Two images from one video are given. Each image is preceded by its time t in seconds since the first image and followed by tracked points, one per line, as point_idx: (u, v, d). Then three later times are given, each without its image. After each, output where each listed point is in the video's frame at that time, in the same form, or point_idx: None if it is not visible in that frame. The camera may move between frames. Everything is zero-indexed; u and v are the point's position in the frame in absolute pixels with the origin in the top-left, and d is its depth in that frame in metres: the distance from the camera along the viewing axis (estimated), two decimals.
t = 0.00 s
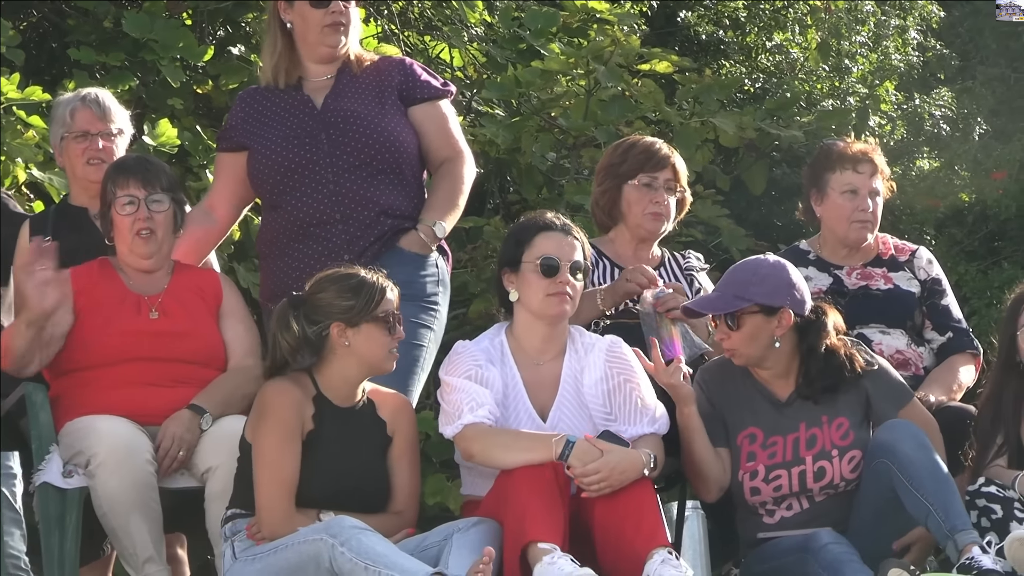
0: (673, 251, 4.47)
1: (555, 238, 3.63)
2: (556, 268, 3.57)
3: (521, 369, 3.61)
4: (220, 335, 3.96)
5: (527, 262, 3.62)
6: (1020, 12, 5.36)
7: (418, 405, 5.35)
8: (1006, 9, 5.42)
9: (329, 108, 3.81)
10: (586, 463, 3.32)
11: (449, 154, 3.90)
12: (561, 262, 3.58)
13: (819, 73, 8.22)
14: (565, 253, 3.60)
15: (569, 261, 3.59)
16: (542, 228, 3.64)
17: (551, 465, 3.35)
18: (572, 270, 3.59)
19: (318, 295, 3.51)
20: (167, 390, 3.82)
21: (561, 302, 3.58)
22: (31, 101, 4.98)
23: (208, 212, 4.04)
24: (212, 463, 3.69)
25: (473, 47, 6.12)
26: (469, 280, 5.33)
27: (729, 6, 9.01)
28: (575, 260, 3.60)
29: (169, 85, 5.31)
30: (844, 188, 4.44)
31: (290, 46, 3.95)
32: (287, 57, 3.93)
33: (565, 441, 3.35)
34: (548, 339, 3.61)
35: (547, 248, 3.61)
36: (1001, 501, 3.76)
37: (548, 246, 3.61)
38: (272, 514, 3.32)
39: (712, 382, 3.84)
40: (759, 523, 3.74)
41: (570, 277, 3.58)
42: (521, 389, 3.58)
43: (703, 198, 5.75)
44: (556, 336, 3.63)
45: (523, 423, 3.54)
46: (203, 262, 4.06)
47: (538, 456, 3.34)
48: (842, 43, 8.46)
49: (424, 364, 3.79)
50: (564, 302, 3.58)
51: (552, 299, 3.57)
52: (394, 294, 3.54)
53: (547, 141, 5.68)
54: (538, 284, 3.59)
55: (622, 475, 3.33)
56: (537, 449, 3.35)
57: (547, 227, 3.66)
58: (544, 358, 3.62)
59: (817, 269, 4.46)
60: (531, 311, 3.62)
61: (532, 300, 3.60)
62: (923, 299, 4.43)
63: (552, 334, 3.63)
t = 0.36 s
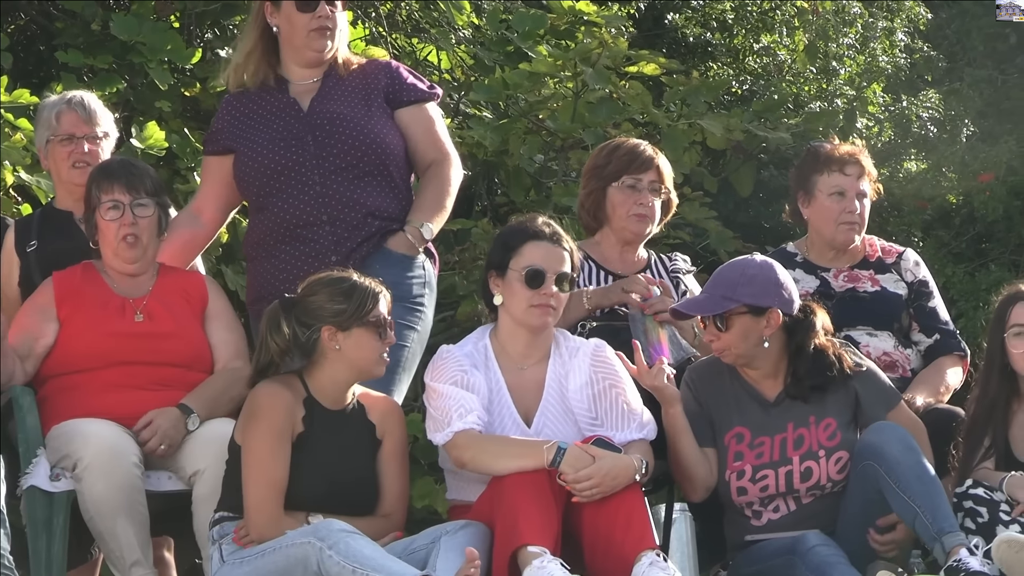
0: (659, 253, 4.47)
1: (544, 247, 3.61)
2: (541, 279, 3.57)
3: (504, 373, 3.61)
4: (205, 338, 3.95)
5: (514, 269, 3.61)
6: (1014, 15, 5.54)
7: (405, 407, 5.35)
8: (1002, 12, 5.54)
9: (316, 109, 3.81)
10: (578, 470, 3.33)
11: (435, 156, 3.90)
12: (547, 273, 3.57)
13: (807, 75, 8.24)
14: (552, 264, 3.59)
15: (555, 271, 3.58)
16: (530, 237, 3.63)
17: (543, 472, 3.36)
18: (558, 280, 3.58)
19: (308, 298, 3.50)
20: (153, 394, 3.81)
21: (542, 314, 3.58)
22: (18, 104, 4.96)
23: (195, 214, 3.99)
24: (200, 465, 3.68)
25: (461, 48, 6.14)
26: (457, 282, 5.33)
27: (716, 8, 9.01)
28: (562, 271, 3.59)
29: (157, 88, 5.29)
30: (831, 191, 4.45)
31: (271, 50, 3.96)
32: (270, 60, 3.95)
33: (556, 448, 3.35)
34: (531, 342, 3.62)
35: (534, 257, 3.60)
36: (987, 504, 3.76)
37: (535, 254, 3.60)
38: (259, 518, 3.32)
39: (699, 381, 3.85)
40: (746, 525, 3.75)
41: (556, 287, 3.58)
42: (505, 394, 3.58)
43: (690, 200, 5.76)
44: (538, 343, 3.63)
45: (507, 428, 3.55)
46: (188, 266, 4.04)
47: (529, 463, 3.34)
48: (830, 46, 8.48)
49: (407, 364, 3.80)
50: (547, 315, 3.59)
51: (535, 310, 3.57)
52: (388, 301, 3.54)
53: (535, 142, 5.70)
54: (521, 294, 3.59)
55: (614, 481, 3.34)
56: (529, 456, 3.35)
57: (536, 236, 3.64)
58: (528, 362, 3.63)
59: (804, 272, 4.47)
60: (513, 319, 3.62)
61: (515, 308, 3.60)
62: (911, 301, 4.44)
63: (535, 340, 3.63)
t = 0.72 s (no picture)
0: (644, 259, 4.49)
1: (526, 253, 3.60)
2: (522, 285, 3.56)
3: (492, 378, 3.61)
4: (192, 344, 3.94)
5: (497, 277, 3.61)
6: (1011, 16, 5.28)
7: (393, 412, 5.35)
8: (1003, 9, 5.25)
9: (302, 116, 3.80)
10: (571, 476, 3.33)
11: (421, 161, 3.89)
12: (529, 278, 3.57)
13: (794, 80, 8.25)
14: (534, 270, 3.58)
15: (537, 277, 3.57)
16: (512, 244, 3.62)
17: (538, 478, 3.36)
18: (541, 286, 3.57)
19: (294, 304, 3.49)
20: (138, 400, 3.82)
21: (527, 320, 3.58)
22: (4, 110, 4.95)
23: (181, 221, 3.92)
24: (187, 471, 3.68)
25: (448, 54, 6.19)
26: (445, 287, 5.34)
27: (704, 13, 8.97)
28: (545, 276, 3.58)
29: (145, 93, 5.28)
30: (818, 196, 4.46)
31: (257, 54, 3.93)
32: (258, 64, 3.93)
33: (550, 455, 3.34)
34: (518, 347, 3.62)
35: (516, 264, 3.59)
36: (975, 508, 3.77)
37: (517, 261, 3.59)
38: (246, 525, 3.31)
39: (688, 384, 3.86)
40: (733, 531, 3.76)
41: (539, 294, 3.57)
42: (494, 400, 3.58)
43: (678, 205, 5.77)
44: (525, 347, 3.63)
45: (496, 434, 3.54)
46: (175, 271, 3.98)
47: (523, 470, 3.34)
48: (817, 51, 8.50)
49: (395, 374, 3.80)
50: (530, 320, 3.58)
51: (518, 316, 3.57)
52: (373, 306, 3.52)
53: (522, 148, 5.72)
54: (505, 301, 3.59)
55: (608, 487, 3.35)
56: (522, 463, 3.35)
57: (518, 241, 3.63)
58: (515, 368, 3.63)
59: (791, 277, 4.48)
60: (500, 326, 3.62)
61: (500, 315, 3.60)
62: (897, 306, 4.46)
63: (522, 345, 3.63)
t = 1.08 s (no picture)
0: (628, 264, 4.50)
1: (509, 256, 3.62)
2: (506, 288, 3.57)
3: (476, 383, 3.62)
4: (175, 348, 3.94)
5: (481, 280, 3.62)
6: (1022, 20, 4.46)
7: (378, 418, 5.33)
8: (1005, 11, 4.49)
9: (286, 120, 3.80)
10: (554, 484, 3.34)
11: (405, 162, 3.92)
12: (512, 281, 3.58)
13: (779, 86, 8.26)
14: (517, 272, 3.59)
15: (520, 279, 3.58)
16: (496, 246, 3.63)
17: (521, 485, 3.36)
18: (524, 288, 3.58)
19: (277, 309, 3.49)
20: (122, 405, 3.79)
21: (511, 322, 3.59)
22: None
23: (163, 225, 3.99)
24: (169, 476, 3.71)
25: (433, 59, 6.18)
26: (429, 293, 5.34)
27: (689, 19, 8.89)
28: (528, 278, 3.59)
29: (129, 97, 5.27)
30: (801, 203, 4.48)
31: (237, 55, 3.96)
32: (236, 65, 3.96)
33: (532, 463, 3.35)
34: (502, 352, 3.62)
35: (499, 267, 3.60)
36: (958, 516, 3.82)
37: (500, 265, 3.61)
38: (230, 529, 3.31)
39: (675, 387, 3.86)
40: (716, 537, 3.77)
41: (522, 296, 3.58)
42: (477, 405, 3.59)
43: (663, 212, 5.78)
44: (509, 351, 3.64)
45: (479, 439, 3.55)
46: (158, 276, 4.00)
47: (507, 478, 3.34)
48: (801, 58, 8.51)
49: (385, 377, 3.84)
50: (514, 322, 3.59)
51: (503, 318, 3.58)
52: (356, 311, 3.53)
53: (507, 153, 5.73)
54: (489, 303, 3.59)
55: (591, 495, 3.36)
56: (505, 470, 3.35)
57: (502, 244, 3.64)
58: (499, 373, 3.63)
59: (775, 283, 4.50)
60: (484, 329, 3.62)
61: (484, 318, 3.61)
62: (881, 313, 4.48)
63: (506, 350, 3.64)
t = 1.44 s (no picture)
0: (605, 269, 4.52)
1: (492, 258, 3.64)
2: (491, 289, 3.58)
3: (458, 387, 3.62)
4: (158, 351, 3.92)
5: (464, 282, 3.63)
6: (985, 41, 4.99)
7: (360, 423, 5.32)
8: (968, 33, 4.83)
9: (266, 124, 3.80)
10: (537, 488, 3.34)
11: (388, 164, 3.90)
12: (496, 283, 3.59)
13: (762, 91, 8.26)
14: (500, 274, 3.61)
15: (503, 282, 3.60)
16: (477, 249, 3.65)
17: (503, 489, 3.37)
18: (507, 291, 3.59)
19: (259, 314, 3.49)
20: (106, 408, 3.82)
21: (495, 324, 3.60)
22: None
23: (143, 228, 3.92)
24: (152, 475, 3.65)
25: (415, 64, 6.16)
26: (412, 297, 5.34)
27: (672, 24, 8.80)
28: (511, 280, 3.60)
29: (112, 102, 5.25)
30: (783, 208, 4.50)
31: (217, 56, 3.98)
32: (217, 66, 3.99)
33: (515, 467, 3.36)
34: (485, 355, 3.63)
35: (483, 269, 3.62)
36: (941, 519, 3.82)
37: (484, 267, 3.62)
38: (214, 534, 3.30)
39: (657, 391, 3.86)
40: (698, 541, 3.78)
41: (506, 298, 3.59)
42: (460, 409, 3.59)
43: (645, 216, 5.79)
44: (491, 354, 3.65)
45: (462, 442, 3.55)
46: (137, 280, 3.97)
47: (489, 483, 3.36)
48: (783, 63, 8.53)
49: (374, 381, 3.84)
50: (499, 324, 3.60)
51: (487, 321, 3.59)
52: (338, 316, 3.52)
53: (490, 158, 5.74)
54: (472, 306, 3.60)
55: (573, 500, 3.36)
56: (487, 475, 3.36)
57: (484, 247, 3.66)
58: (481, 376, 3.64)
59: (757, 288, 4.52)
60: (467, 332, 3.63)
61: (468, 321, 3.61)
62: (864, 317, 4.50)
63: (489, 353, 3.65)
